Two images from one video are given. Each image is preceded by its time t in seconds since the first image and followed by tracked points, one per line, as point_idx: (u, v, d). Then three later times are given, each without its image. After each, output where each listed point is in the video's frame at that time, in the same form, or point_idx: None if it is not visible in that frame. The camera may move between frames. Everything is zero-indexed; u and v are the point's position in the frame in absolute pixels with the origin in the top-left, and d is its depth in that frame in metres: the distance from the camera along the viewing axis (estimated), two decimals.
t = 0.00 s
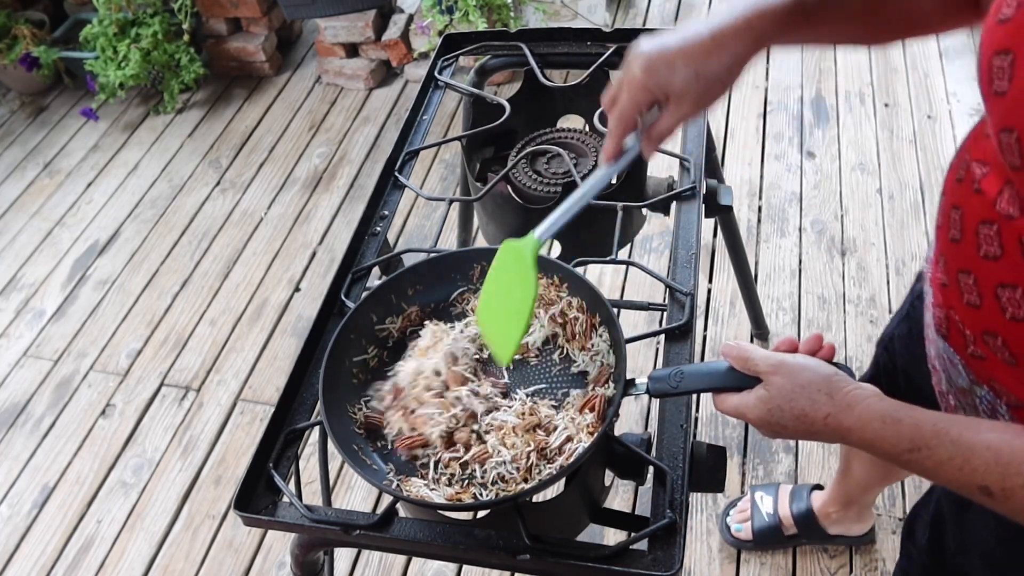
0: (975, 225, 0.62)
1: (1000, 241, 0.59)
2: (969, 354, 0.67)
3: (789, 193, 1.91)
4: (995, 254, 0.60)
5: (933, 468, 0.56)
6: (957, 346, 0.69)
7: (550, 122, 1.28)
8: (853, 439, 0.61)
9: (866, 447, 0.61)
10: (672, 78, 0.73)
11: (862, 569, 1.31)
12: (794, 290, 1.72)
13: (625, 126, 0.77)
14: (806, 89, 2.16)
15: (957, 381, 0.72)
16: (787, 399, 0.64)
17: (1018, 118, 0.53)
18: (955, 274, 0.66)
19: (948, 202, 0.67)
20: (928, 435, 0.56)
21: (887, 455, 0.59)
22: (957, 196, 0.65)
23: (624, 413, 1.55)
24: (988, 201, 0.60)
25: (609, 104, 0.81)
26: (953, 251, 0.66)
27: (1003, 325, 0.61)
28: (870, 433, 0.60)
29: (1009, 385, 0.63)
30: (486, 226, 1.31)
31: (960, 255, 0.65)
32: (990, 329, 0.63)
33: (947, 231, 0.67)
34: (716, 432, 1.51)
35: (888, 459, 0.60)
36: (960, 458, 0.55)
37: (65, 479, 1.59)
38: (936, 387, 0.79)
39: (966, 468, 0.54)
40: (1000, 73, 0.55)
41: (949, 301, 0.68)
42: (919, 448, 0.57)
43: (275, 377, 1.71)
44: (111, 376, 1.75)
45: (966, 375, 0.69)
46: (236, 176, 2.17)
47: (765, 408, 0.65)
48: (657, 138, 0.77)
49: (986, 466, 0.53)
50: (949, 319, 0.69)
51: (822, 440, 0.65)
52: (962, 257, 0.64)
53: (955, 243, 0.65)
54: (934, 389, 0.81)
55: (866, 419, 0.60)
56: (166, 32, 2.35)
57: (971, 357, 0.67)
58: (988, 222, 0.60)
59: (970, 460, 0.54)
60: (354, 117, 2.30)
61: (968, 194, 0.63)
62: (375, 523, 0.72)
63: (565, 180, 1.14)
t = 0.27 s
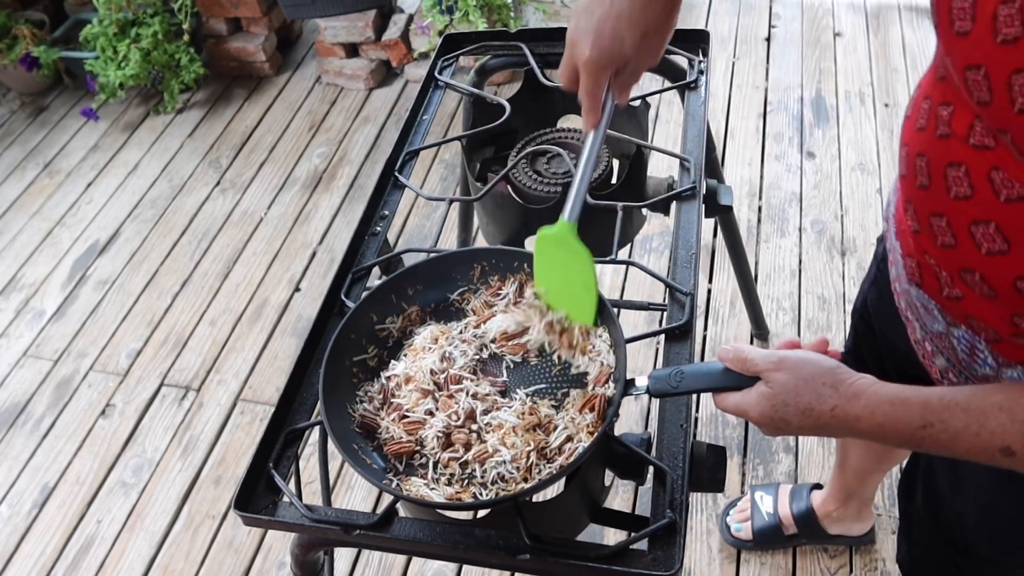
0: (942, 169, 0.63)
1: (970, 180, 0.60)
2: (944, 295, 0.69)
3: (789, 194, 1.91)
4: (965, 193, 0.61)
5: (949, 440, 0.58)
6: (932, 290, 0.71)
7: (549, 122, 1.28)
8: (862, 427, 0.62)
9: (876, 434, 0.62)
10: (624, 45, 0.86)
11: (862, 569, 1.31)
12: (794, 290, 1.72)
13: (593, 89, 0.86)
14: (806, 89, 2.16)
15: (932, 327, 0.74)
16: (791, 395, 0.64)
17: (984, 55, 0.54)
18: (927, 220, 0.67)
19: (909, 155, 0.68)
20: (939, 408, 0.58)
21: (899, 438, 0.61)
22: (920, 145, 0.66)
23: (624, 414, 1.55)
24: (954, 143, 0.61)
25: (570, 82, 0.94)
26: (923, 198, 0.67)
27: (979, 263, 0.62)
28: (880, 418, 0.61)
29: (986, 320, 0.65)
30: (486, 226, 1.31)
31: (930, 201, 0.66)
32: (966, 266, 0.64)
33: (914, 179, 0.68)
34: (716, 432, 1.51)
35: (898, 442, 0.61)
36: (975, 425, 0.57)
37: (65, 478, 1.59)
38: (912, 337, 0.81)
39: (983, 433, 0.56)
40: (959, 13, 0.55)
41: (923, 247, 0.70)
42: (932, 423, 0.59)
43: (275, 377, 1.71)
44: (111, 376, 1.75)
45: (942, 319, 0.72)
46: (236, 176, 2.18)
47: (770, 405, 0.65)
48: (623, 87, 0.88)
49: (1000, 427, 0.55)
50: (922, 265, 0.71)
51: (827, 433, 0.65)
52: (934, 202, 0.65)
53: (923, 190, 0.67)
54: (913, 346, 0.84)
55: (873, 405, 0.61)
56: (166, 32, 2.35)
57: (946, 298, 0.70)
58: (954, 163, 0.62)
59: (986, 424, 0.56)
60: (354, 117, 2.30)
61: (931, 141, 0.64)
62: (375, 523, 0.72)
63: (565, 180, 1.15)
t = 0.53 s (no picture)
0: (929, 147, 0.64)
1: (956, 156, 0.61)
2: (933, 275, 0.70)
3: (789, 193, 1.91)
4: (954, 169, 0.62)
5: (951, 429, 0.58)
6: (920, 270, 0.72)
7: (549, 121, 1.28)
8: (862, 423, 0.62)
9: (876, 430, 0.62)
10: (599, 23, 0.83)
11: (862, 569, 1.31)
12: (794, 290, 1.72)
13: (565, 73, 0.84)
14: (806, 89, 2.16)
15: (921, 308, 0.75)
16: (790, 392, 0.64)
17: (964, 35, 0.55)
18: (914, 199, 0.68)
19: (894, 135, 0.69)
20: (940, 397, 0.58)
21: (900, 431, 0.61)
22: (904, 126, 0.67)
23: (624, 414, 1.55)
24: (939, 122, 0.62)
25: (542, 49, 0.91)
26: (910, 177, 0.67)
27: (969, 239, 0.63)
28: (882, 412, 0.61)
29: (977, 297, 0.66)
30: (486, 226, 1.31)
31: (917, 180, 0.67)
32: (956, 243, 0.65)
33: (900, 160, 0.68)
34: (716, 432, 1.51)
35: (899, 436, 0.61)
36: (976, 412, 0.57)
37: (65, 479, 1.59)
38: (900, 320, 0.82)
39: (986, 419, 0.56)
40: None
41: (912, 228, 0.70)
42: (934, 413, 0.59)
43: (275, 377, 1.71)
44: (111, 376, 1.75)
45: (932, 299, 0.72)
46: (236, 176, 2.18)
47: (768, 404, 0.65)
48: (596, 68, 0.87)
49: (1002, 411, 0.56)
50: (910, 245, 0.72)
51: (826, 431, 0.65)
52: (921, 181, 0.66)
53: (910, 169, 0.67)
54: (905, 336, 0.85)
55: (873, 400, 0.61)
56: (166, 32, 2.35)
57: (935, 278, 0.70)
58: (941, 141, 0.62)
59: (988, 410, 0.56)
60: (354, 117, 2.30)
61: (917, 121, 0.65)
62: (375, 523, 0.72)
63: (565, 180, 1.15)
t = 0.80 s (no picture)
0: (928, 156, 0.63)
1: (955, 165, 0.61)
2: (933, 282, 0.70)
3: (789, 193, 1.91)
4: (953, 178, 0.62)
5: (948, 431, 0.58)
6: (919, 276, 0.72)
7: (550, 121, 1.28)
8: (860, 424, 0.62)
9: (875, 430, 0.62)
10: (598, 82, 0.83)
11: (862, 569, 1.31)
12: (794, 290, 1.72)
13: (562, 137, 0.83)
14: (806, 89, 2.16)
15: (921, 313, 0.75)
16: (788, 392, 0.64)
17: (958, 48, 0.54)
18: (914, 207, 0.68)
19: (892, 142, 0.69)
20: (937, 398, 0.58)
21: (898, 432, 0.61)
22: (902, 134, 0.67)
23: (624, 414, 1.55)
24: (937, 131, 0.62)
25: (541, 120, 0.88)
26: (909, 185, 0.67)
27: (968, 246, 0.63)
28: (879, 412, 0.61)
29: (977, 304, 0.66)
30: (486, 226, 1.31)
31: (916, 188, 0.67)
32: (955, 251, 0.65)
33: (898, 168, 0.68)
34: (716, 432, 1.51)
35: (897, 437, 0.61)
36: (974, 414, 0.57)
37: (65, 479, 1.59)
38: (900, 324, 0.82)
39: (983, 420, 0.56)
40: (933, 7, 0.55)
41: (911, 235, 0.70)
42: (932, 414, 0.59)
43: (275, 377, 1.71)
44: (111, 376, 1.75)
45: (931, 304, 0.72)
46: (236, 176, 2.17)
47: (767, 404, 0.65)
48: (593, 136, 0.86)
49: (1000, 412, 0.55)
50: (909, 252, 0.72)
51: (825, 432, 0.65)
52: (919, 189, 0.66)
53: (909, 177, 0.67)
54: (905, 342, 0.85)
55: (871, 400, 0.61)
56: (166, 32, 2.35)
57: (934, 285, 0.70)
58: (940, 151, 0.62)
59: (985, 411, 0.56)
60: (354, 117, 2.30)
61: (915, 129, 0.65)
62: (375, 523, 0.72)
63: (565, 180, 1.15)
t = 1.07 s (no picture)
0: (930, 167, 0.64)
1: (957, 176, 0.61)
2: (936, 296, 0.70)
3: (789, 194, 1.91)
4: (954, 190, 0.62)
5: (947, 427, 0.58)
6: (921, 290, 0.72)
7: (550, 121, 1.28)
8: (860, 416, 0.62)
9: (874, 424, 0.62)
10: (636, 28, 0.80)
11: (862, 569, 1.31)
12: (794, 290, 1.72)
13: (603, 86, 0.80)
14: (806, 89, 2.16)
15: (922, 328, 0.75)
16: (789, 384, 0.64)
17: (966, 53, 0.55)
18: (916, 219, 0.68)
19: (895, 153, 0.69)
20: (937, 395, 0.59)
21: (897, 426, 0.61)
22: (906, 146, 0.67)
23: (624, 413, 1.55)
24: (940, 140, 0.62)
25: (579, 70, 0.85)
26: (912, 197, 0.68)
27: (971, 260, 0.63)
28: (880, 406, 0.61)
29: (979, 319, 0.66)
30: (486, 226, 1.31)
31: (918, 200, 0.67)
32: (958, 264, 0.65)
33: (899, 179, 0.69)
34: (716, 432, 1.51)
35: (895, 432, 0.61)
36: (972, 412, 0.57)
37: (65, 479, 1.59)
38: (901, 338, 0.82)
39: (980, 420, 0.57)
40: (943, 10, 0.56)
41: (912, 248, 0.70)
42: (932, 410, 0.59)
43: (275, 377, 1.71)
44: (111, 376, 1.75)
45: (932, 320, 0.73)
46: (236, 176, 2.17)
47: (767, 398, 0.64)
48: (637, 82, 0.83)
49: (998, 413, 0.56)
50: (911, 265, 0.72)
51: (823, 424, 0.65)
52: (922, 201, 0.66)
53: (911, 189, 0.67)
54: (904, 352, 0.85)
55: (872, 393, 0.61)
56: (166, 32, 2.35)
57: (936, 299, 0.70)
58: (942, 162, 0.62)
59: (984, 411, 0.57)
60: (354, 117, 2.30)
61: (917, 140, 0.65)
62: (375, 523, 0.72)
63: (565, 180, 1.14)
